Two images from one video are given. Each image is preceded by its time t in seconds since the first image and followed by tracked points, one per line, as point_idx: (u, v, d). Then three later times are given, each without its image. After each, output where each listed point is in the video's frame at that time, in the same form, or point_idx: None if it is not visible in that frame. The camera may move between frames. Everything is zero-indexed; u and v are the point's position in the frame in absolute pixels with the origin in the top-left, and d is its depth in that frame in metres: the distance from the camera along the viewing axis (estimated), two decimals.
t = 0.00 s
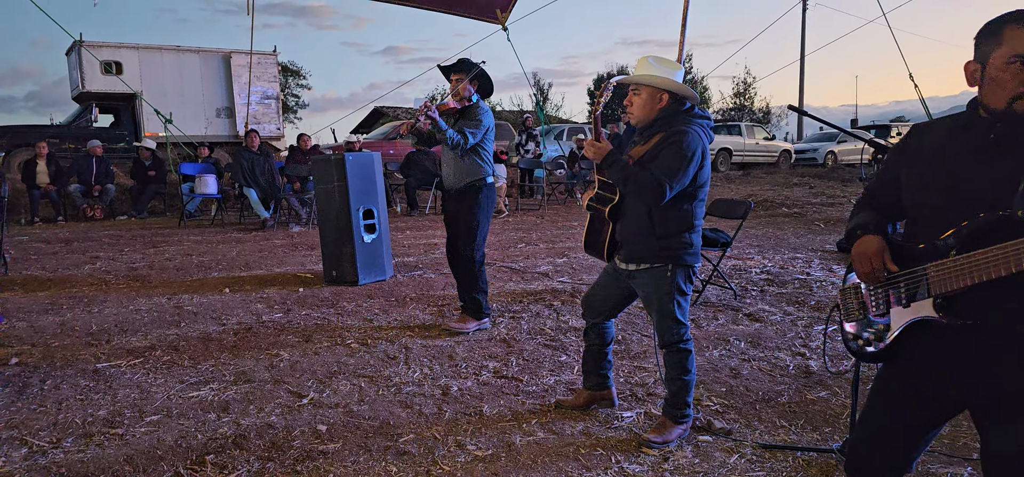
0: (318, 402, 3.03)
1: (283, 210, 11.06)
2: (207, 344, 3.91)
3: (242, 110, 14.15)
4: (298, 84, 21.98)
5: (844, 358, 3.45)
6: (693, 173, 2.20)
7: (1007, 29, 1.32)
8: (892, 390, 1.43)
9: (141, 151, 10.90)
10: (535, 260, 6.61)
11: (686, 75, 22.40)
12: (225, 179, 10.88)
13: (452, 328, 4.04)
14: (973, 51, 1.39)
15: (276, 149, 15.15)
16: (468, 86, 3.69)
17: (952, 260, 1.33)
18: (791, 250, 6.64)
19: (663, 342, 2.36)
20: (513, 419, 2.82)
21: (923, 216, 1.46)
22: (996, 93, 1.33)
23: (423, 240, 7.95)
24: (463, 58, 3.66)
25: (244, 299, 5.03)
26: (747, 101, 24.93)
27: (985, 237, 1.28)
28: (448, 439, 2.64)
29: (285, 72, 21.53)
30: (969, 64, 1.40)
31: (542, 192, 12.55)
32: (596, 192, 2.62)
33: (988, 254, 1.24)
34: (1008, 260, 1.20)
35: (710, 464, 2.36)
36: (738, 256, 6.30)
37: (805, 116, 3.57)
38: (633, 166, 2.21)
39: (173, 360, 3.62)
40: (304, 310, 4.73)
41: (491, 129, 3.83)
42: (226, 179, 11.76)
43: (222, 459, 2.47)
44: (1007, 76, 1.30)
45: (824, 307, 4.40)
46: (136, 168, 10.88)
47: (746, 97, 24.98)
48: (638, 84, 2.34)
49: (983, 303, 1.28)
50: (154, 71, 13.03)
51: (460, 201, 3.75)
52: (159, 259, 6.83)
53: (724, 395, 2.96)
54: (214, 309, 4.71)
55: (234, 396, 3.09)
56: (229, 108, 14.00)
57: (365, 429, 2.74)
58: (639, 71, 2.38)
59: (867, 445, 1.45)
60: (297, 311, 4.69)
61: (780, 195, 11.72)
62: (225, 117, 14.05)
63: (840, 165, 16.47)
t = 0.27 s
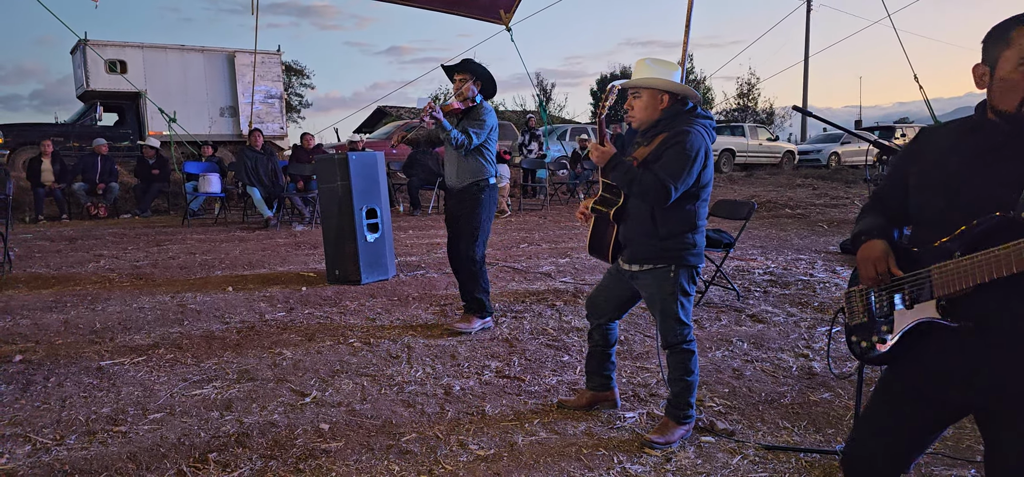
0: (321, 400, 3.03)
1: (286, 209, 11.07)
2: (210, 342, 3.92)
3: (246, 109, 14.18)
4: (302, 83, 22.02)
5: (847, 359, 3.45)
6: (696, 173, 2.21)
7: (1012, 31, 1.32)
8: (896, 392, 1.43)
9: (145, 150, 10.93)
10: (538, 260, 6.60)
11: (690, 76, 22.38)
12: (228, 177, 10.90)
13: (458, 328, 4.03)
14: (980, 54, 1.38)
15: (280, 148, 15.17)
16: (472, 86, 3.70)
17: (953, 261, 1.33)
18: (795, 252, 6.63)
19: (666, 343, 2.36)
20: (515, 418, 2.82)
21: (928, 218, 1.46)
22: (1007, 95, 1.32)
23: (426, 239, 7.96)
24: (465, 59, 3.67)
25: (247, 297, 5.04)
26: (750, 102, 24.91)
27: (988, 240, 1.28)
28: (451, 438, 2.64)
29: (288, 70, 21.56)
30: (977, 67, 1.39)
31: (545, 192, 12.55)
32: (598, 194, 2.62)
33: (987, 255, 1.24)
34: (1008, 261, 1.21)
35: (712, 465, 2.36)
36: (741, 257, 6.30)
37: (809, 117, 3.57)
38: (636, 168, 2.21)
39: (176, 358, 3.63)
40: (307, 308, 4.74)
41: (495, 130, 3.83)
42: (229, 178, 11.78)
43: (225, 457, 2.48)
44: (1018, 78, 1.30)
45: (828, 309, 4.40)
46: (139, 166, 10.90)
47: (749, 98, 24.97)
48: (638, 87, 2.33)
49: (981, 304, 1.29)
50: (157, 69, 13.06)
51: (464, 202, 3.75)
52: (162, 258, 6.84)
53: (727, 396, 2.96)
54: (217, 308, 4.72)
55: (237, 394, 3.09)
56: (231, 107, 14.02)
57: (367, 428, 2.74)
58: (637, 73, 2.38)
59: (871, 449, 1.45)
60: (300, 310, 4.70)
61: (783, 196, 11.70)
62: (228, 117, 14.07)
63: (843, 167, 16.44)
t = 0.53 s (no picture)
0: (323, 401, 3.04)
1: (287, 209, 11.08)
2: (212, 342, 3.93)
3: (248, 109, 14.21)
4: (304, 83, 22.03)
5: (849, 359, 3.45)
6: (698, 173, 2.20)
7: (1014, 27, 1.31)
8: (897, 392, 1.43)
9: (147, 150, 10.94)
10: (540, 260, 6.60)
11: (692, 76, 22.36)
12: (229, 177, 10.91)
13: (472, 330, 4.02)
14: (982, 51, 1.38)
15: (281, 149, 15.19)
16: (475, 89, 3.71)
17: (954, 261, 1.33)
18: (797, 251, 6.62)
19: (668, 343, 2.36)
20: (518, 419, 2.82)
21: (928, 215, 1.46)
22: (1008, 91, 1.32)
23: (428, 240, 7.96)
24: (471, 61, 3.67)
25: (250, 298, 5.04)
26: (752, 102, 24.89)
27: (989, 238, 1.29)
28: (453, 438, 2.64)
29: (290, 71, 21.58)
30: (980, 62, 1.39)
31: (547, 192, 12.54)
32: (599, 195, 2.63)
33: (990, 254, 1.25)
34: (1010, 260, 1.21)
35: (714, 465, 2.36)
36: (743, 257, 6.29)
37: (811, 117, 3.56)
38: (637, 168, 2.21)
39: (179, 358, 3.63)
40: (309, 309, 4.74)
41: (498, 133, 3.83)
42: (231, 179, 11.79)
43: (227, 458, 2.48)
44: (1019, 72, 1.29)
45: (830, 309, 4.39)
46: (141, 167, 10.92)
47: (751, 99, 24.95)
48: (642, 87, 2.33)
49: (981, 303, 1.29)
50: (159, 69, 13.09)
51: (464, 203, 3.76)
52: (164, 258, 6.85)
53: (730, 396, 2.96)
54: (219, 308, 4.73)
55: (239, 395, 3.10)
56: (235, 108, 14.06)
57: (370, 429, 2.74)
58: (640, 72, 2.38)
59: (872, 448, 1.45)
60: (302, 310, 4.70)
61: (785, 196, 11.69)
62: (231, 117, 14.11)
63: (845, 167, 16.41)
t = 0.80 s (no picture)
0: (323, 402, 3.05)
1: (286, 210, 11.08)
2: (211, 344, 3.94)
3: (246, 109, 14.23)
4: (302, 83, 22.02)
5: (847, 358, 3.46)
6: (698, 173, 2.22)
7: (1007, 31, 1.33)
8: (894, 390, 1.44)
9: (144, 151, 10.94)
10: (540, 260, 6.62)
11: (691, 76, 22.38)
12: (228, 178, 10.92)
13: (473, 330, 4.03)
14: (976, 55, 1.40)
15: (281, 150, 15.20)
16: (479, 85, 3.69)
17: (950, 261, 1.35)
18: (795, 251, 6.64)
19: (667, 342, 2.37)
20: (518, 419, 2.83)
21: (925, 216, 1.47)
22: (1002, 93, 1.33)
23: (427, 240, 7.97)
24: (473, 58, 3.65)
25: (248, 299, 5.05)
26: (750, 103, 24.92)
27: (983, 239, 1.30)
28: (453, 439, 2.65)
29: (289, 71, 21.58)
30: (974, 66, 1.41)
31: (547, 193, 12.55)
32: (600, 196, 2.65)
33: (985, 254, 1.26)
34: (1005, 260, 1.22)
35: (714, 464, 2.37)
36: (742, 256, 6.30)
37: (809, 117, 3.58)
38: (639, 167, 2.23)
39: (176, 360, 3.65)
40: (308, 310, 4.76)
41: (501, 129, 3.83)
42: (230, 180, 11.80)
43: (225, 460, 2.49)
44: (1014, 75, 1.31)
45: (828, 308, 4.40)
46: (138, 167, 10.92)
47: (750, 99, 24.97)
48: (645, 85, 2.34)
49: (978, 303, 1.30)
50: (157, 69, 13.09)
51: (469, 202, 3.76)
52: (162, 259, 6.86)
53: (729, 395, 2.97)
54: (218, 309, 4.74)
55: (238, 396, 3.11)
56: (234, 108, 14.06)
57: (370, 429, 2.75)
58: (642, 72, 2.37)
59: (870, 447, 1.46)
60: (301, 311, 4.72)
61: (783, 196, 11.70)
62: (230, 117, 14.12)
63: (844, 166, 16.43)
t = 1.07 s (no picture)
0: (317, 405, 3.06)
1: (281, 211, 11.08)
2: (203, 347, 3.94)
3: (239, 108, 14.24)
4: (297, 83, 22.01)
5: (840, 356, 3.49)
6: (693, 174, 2.23)
7: (993, 31, 1.36)
8: (887, 387, 1.46)
9: (134, 151, 10.93)
10: (536, 260, 6.63)
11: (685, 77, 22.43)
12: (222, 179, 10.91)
13: (470, 330, 4.04)
14: (963, 55, 1.42)
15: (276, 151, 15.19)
16: (480, 84, 3.71)
17: (940, 257, 1.37)
18: (789, 250, 6.67)
19: (664, 341, 2.39)
20: (515, 419, 2.85)
21: (914, 214, 1.49)
22: (987, 92, 1.36)
23: (423, 241, 7.99)
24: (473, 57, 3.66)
25: (242, 301, 5.06)
26: (744, 104, 25.01)
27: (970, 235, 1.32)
28: (449, 440, 2.67)
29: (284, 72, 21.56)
30: (959, 67, 1.43)
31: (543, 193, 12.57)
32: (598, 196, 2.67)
33: (975, 250, 1.28)
34: (994, 254, 1.24)
35: (709, 462, 2.39)
36: (737, 256, 6.33)
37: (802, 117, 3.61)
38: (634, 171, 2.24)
39: (167, 363, 3.65)
40: (303, 312, 4.77)
41: (505, 130, 3.84)
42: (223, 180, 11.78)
43: (217, 464, 2.50)
44: (998, 74, 1.33)
45: (821, 306, 4.44)
46: (128, 167, 10.90)
47: (744, 100, 25.06)
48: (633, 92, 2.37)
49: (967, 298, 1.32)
50: (147, 67, 13.08)
51: (473, 203, 3.77)
52: (152, 261, 6.85)
53: (724, 393, 2.99)
54: (211, 312, 4.74)
55: (231, 400, 3.12)
56: (225, 106, 14.07)
57: (365, 432, 2.77)
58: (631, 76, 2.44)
59: (863, 445, 1.47)
60: (296, 313, 4.73)
61: (777, 196, 11.75)
62: (222, 116, 14.13)
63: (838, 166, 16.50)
